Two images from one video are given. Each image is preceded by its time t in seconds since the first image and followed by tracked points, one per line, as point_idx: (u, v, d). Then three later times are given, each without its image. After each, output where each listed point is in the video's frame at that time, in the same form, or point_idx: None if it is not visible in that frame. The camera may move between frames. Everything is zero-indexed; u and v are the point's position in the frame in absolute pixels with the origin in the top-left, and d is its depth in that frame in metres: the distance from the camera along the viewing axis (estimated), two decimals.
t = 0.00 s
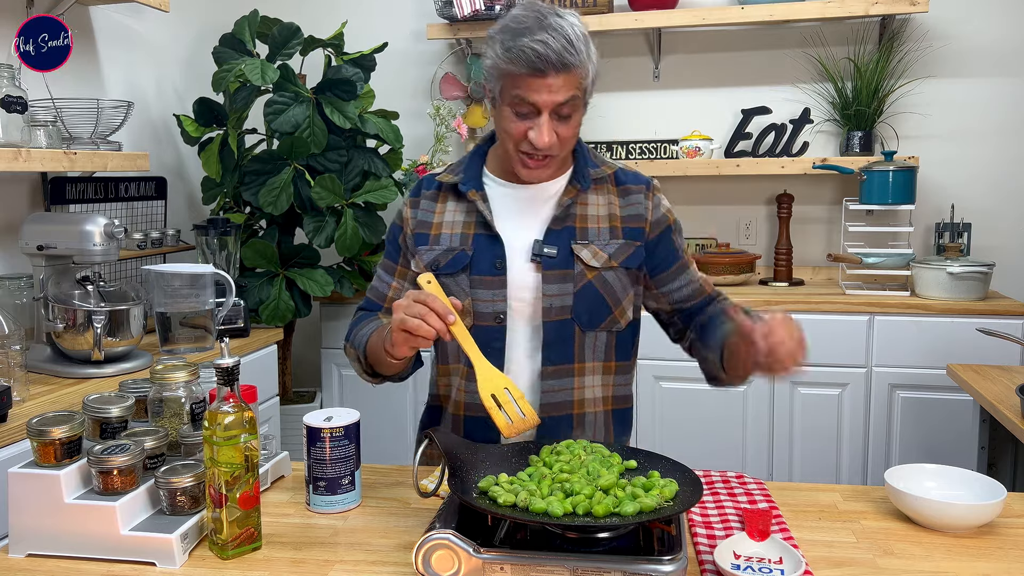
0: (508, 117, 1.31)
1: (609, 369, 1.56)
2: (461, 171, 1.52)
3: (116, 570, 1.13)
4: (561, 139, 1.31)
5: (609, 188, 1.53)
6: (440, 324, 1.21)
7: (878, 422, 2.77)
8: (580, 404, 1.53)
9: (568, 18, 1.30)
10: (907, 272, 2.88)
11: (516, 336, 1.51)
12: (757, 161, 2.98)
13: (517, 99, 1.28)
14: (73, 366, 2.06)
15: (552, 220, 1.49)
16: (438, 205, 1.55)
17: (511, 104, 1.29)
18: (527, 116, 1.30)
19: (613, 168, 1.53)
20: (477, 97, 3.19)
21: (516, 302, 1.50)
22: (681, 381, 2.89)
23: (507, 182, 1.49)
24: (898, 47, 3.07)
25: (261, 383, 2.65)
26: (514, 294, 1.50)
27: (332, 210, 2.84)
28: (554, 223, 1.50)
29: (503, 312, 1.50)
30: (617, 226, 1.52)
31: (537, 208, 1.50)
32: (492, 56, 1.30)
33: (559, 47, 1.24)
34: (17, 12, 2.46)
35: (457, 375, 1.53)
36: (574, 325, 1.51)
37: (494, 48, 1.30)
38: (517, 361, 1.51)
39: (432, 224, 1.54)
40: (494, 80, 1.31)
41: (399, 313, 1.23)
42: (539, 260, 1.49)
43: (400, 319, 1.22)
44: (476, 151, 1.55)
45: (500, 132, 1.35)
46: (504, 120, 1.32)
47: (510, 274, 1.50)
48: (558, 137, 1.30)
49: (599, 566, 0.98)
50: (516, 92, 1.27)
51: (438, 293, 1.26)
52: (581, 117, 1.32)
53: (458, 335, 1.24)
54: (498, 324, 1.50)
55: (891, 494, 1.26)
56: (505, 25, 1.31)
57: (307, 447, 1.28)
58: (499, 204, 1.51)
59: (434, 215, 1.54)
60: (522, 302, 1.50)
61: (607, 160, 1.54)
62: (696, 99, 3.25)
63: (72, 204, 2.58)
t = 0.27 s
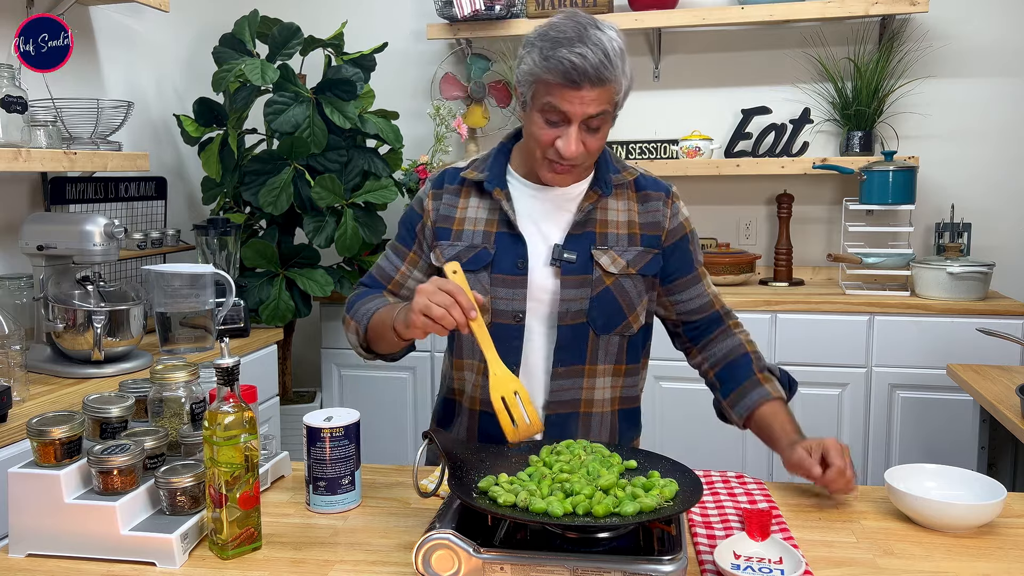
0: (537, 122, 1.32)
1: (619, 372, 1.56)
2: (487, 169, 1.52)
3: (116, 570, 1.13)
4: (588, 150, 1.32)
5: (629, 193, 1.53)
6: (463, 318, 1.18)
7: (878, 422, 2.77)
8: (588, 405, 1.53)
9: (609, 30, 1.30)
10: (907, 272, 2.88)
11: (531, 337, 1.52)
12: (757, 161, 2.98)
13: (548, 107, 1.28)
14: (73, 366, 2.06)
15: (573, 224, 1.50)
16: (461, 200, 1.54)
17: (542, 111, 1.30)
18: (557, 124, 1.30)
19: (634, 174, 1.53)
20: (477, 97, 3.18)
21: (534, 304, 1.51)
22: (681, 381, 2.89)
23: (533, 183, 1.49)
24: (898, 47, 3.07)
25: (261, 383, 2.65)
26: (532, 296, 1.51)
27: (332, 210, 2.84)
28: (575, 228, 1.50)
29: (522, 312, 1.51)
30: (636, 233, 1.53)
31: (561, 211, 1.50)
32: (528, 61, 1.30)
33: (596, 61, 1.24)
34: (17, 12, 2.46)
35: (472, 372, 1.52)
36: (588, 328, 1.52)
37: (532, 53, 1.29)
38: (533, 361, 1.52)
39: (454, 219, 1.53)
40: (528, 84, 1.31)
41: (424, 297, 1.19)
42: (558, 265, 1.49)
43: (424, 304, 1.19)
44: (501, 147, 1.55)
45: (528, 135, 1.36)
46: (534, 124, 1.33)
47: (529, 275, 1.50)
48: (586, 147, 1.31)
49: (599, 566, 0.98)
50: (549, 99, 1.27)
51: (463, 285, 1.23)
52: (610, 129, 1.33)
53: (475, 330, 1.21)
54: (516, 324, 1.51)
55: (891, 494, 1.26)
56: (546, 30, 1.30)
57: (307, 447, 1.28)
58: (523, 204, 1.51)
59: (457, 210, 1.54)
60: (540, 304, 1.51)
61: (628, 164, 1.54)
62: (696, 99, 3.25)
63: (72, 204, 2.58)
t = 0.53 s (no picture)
0: (549, 114, 1.33)
1: (619, 369, 1.57)
2: (488, 167, 1.53)
3: (116, 570, 1.13)
4: (596, 146, 1.33)
5: (627, 192, 1.56)
6: (477, 358, 1.16)
7: (878, 422, 2.77)
8: (590, 402, 1.53)
9: (627, 32, 1.32)
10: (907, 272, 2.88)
11: (534, 334, 1.51)
12: (757, 161, 2.98)
13: (562, 99, 1.29)
14: (73, 366, 2.06)
15: (575, 221, 1.51)
16: (461, 198, 1.54)
17: (555, 103, 1.31)
18: (569, 117, 1.31)
19: (632, 173, 1.56)
20: (477, 97, 3.18)
21: (536, 300, 1.51)
22: (680, 381, 2.89)
23: (535, 181, 1.51)
24: (898, 47, 3.07)
25: (261, 383, 2.65)
26: (536, 293, 1.51)
27: (332, 210, 2.84)
28: (577, 225, 1.52)
29: (525, 310, 1.50)
30: (635, 231, 1.55)
31: (564, 209, 1.52)
32: (547, 52, 1.31)
33: (616, 57, 1.26)
34: (17, 12, 2.46)
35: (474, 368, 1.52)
36: (591, 325, 1.52)
37: (551, 44, 1.31)
38: (536, 359, 1.51)
39: (456, 217, 1.53)
40: (544, 76, 1.32)
41: (439, 338, 1.18)
42: (562, 261, 1.50)
43: (438, 344, 1.18)
44: (500, 146, 1.56)
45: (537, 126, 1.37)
46: (546, 116, 1.33)
47: (533, 272, 1.51)
48: (594, 144, 1.33)
49: (599, 566, 0.98)
50: (565, 91, 1.28)
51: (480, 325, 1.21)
52: (618, 129, 1.35)
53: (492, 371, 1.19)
54: (520, 321, 1.50)
55: (891, 494, 1.26)
56: (566, 25, 1.31)
57: (307, 448, 1.28)
58: (525, 201, 1.52)
59: (458, 208, 1.54)
60: (543, 300, 1.51)
61: (626, 165, 1.58)
62: (696, 99, 3.25)
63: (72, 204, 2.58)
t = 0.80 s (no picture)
0: (536, 109, 1.34)
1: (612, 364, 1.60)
2: (473, 166, 1.54)
3: (117, 570, 1.13)
4: (583, 141, 1.35)
5: (608, 190, 1.61)
6: (482, 354, 1.15)
7: (879, 422, 2.77)
8: (584, 399, 1.56)
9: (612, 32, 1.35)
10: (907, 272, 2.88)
11: (526, 332, 1.53)
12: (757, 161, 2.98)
13: (551, 93, 1.31)
14: (73, 366, 2.06)
15: (561, 218, 1.53)
16: (447, 198, 1.54)
17: (543, 98, 1.32)
18: (556, 112, 1.33)
19: (613, 172, 1.61)
20: (477, 97, 3.18)
21: (525, 297, 1.52)
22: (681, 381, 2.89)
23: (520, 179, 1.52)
24: (898, 47, 3.07)
25: (261, 383, 2.65)
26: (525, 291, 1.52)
27: (332, 210, 2.84)
28: (563, 221, 1.54)
29: (517, 307, 1.51)
30: (619, 226, 1.59)
31: (549, 206, 1.54)
32: (535, 48, 1.33)
33: (604, 51, 1.28)
34: (17, 12, 2.46)
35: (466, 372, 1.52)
36: (581, 320, 1.54)
37: (539, 41, 1.33)
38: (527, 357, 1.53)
39: (442, 217, 1.53)
40: (531, 72, 1.33)
41: (439, 340, 1.18)
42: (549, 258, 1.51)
43: (439, 346, 1.17)
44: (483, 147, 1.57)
45: (525, 122, 1.38)
46: (534, 111, 1.35)
47: (523, 269, 1.52)
48: (581, 139, 1.34)
49: (599, 566, 0.98)
50: (554, 85, 1.30)
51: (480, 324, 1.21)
52: (603, 126, 1.38)
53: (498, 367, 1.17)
54: (513, 319, 1.51)
55: (891, 494, 1.26)
56: (552, 23, 1.34)
57: (307, 447, 1.28)
58: (511, 200, 1.53)
59: (444, 208, 1.54)
60: (533, 297, 1.53)
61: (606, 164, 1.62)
62: (696, 99, 3.25)
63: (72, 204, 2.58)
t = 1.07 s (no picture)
0: (529, 121, 1.34)
1: (603, 371, 1.64)
2: (465, 173, 1.54)
3: (117, 570, 1.13)
4: (576, 154, 1.35)
5: (594, 198, 1.63)
6: (499, 367, 1.14)
7: (879, 421, 2.77)
8: (576, 406, 1.59)
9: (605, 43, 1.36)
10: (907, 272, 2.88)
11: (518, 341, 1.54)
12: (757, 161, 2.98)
13: (545, 106, 1.31)
14: (73, 366, 2.06)
15: (551, 227, 1.55)
16: (437, 205, 1.54)
17: (538, 110, 1.32)
18: (551, 124, 1.33)
19: (600, 180, 1.63)
20: (477, 97, 3.18)
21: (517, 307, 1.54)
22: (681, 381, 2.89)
23: (511, 189, 1.53)
24: (898, 47, 3.07)
25: (261, 383, 2.65)
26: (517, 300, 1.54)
27: (332, 210, 2.84)
28: (553, 230, 1.56)
29: (508, 317, 1.53)
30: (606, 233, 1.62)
31: (539, 216, 1.56)
32: (530, 60, 1.32)
33: (599, 65, 1.29)
34: (17, 12, 2.46)
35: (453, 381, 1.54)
36: (572, 329, 1.57)
37: (533, 52, 1.32)
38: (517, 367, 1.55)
39: (433, 223, 1.53)
40: (526, 83, 1.33)
41: (454, 350, 1.16)
42: (540, 266, 1.53)
43: (455, 356, 1.16)
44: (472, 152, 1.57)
45: (518, 134, 1.38)
46: (528, 123, 1.34)
47: (515, 279, 1.53)
48: (575, 151, 1.35)
49: (599, 566, 0.98)
50: (549, 98, 1.30)
51: (495, 335, 1.20)
52: (597, 138, 1.38)
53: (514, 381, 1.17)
54: (504, 329, 1.53)
55: (891, 494, 1.26)
56: (546, 34, 1.34)
57: (307, 447, 1.28)
58: (502, 209, 1.54)
59: (435, 214, 1.54)
60: (525, 307, 1.54)
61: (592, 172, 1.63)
62: (696, 99, 3.25)
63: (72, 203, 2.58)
